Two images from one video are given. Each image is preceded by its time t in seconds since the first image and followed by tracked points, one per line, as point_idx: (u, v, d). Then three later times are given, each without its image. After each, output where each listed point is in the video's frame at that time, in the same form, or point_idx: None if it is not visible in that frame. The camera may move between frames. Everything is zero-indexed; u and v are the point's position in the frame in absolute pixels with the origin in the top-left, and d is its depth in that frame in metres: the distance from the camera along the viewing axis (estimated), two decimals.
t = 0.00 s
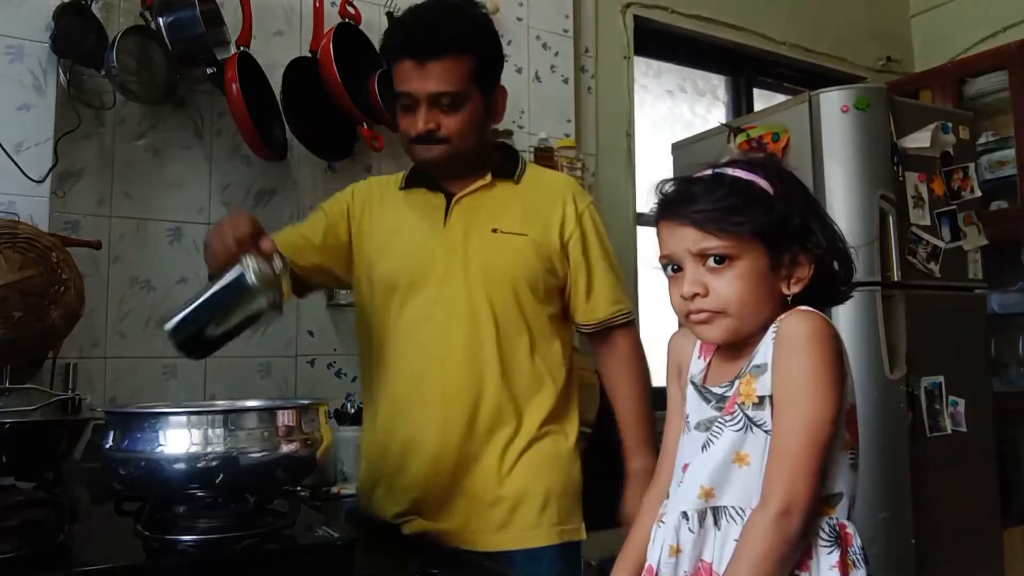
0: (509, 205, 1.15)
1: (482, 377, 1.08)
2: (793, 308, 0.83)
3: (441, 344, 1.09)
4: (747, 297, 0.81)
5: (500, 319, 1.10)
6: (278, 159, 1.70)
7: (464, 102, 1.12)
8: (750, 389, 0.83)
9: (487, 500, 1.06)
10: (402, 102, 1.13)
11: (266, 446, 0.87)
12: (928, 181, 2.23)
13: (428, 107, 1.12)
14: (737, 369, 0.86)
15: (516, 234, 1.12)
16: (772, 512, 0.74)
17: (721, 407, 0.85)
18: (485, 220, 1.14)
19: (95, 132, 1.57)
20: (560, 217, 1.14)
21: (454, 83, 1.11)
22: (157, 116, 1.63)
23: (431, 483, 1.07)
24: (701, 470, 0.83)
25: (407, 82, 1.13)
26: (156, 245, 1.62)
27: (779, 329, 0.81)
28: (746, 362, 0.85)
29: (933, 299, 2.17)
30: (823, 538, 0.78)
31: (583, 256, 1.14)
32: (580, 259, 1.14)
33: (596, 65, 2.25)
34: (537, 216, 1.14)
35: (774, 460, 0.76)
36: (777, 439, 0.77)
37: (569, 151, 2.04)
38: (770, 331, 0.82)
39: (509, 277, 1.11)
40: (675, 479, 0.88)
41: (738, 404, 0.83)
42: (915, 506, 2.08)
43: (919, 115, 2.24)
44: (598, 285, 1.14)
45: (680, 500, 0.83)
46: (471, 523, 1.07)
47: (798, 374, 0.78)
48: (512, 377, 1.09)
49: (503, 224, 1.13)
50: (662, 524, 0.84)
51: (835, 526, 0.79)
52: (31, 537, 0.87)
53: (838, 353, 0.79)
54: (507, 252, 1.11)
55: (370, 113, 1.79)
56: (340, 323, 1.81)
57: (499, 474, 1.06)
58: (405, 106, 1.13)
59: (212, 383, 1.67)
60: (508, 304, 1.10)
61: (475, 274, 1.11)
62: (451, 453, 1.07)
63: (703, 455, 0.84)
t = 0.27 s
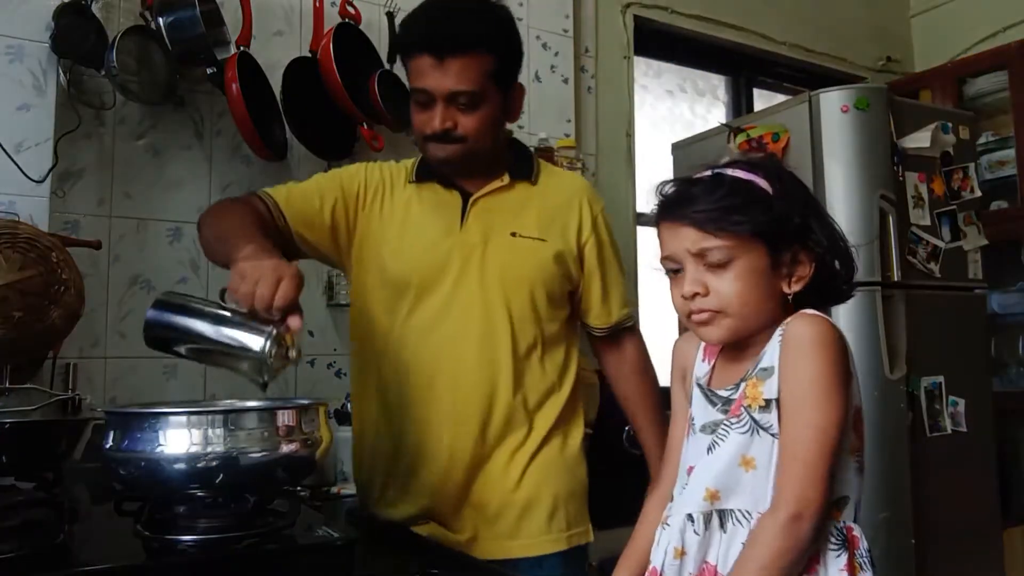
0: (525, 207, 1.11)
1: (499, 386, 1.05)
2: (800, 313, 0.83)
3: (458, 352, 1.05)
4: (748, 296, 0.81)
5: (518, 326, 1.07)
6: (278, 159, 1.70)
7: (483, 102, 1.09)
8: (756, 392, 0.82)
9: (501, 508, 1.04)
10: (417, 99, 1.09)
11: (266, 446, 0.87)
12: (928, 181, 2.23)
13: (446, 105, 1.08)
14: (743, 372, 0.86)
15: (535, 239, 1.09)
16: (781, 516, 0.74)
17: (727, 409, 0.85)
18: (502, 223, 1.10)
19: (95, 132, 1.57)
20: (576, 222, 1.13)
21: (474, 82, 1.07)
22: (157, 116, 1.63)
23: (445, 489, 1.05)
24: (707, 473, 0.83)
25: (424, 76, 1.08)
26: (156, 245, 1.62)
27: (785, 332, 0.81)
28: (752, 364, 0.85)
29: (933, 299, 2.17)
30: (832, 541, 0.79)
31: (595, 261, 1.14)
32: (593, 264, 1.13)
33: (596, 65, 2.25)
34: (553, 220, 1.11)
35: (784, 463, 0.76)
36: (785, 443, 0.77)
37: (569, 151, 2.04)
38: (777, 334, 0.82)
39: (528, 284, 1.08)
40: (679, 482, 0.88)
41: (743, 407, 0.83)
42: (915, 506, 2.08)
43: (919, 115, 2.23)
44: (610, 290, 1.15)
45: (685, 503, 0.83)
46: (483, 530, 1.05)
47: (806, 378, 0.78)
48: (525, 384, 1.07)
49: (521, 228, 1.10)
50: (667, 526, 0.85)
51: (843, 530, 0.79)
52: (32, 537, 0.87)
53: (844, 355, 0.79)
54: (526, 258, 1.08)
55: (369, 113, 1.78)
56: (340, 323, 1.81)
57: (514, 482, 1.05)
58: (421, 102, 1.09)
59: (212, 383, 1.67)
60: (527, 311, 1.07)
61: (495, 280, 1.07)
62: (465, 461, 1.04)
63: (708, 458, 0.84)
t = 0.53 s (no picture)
0: (545, 208, 1.09)
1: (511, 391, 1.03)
2: (806, 332, 0.85)
3: (469, 351, 1.03)
4: (729, 298, 0.85)
5: (531, 329, 1.04)
6: (278, 160, 1.70)
7: (510, 104, 1.05)
8: (757, 410, 0.85)
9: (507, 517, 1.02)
10: (442, 91, 1.05)
11: (266, 446, 0.87)
12: (928, 181, 2.23)
13: (471, 101, 1.04)
14: (743, 382, 0.89)
15: (554, 241, 1.07)
16: (811, 545, 0.75)
17: (729, 422, 0.88)
18: (520, 222, 1.07)
19: (95, 132, 1.57)
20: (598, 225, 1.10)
21: (501, 79, 1.04)
22: (158, 116, 1.63)
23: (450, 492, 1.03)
24: (709, 490, 0.86)
25: (452, 70, 1.04)
26: (156, 245, 1.62)
27: (792, 351, 0.84)
28: (753, 376, 0.88)
29: (933, 299, 2.17)
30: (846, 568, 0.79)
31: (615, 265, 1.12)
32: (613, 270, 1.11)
33: (596, 65, 2.25)
34: (573, 223, 1.09)
35: (801, 486, 0.78)
36: (801, 471, 0.79)
37: (569, 151, 2.04)
38: (784, 352, 0.85)
39: (544, 287, 1.05)
40: (681, 492, 0.92)
41: (746, 425, 0.86)
42: (915, 506, 2.08)
43: (919, 115, 2.23)
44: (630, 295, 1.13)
45: (687, 518, 0.87)
46: (486, 536, 1.03)
47: (818, 399, 0.79)
48: (538, 390, 1.04)
49: (540, 229, 1.07)
50: (668, 537, 0.89)
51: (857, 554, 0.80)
52: (32, 537, 0.87)
53: (853, 377, 0.81)
54: (543, 260, 1.05)
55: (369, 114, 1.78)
56: (340, 324, 1.81)
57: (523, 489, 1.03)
58: (446, 96, 1.05)
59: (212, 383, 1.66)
60: (541, 314, 1.05)
61: (509, 282, 1.04)
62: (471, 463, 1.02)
63: (713, 473, 0.87)
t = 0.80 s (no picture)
0: (553, 201, 1.07)
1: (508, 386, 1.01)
2: (788, 328, 0.86)
3: (467, 345, 1.03)
4: (705, 298, 0.86)
5: (531, 325, 1.03)
6: (278, 160, 1.70)
7: (519, 91, 1.04)
8: (742, 408, 0.85)
9: (501, 514, 1.01)
10: (453, 76, 1.05)
11: (266, 446, 0.87)
12: (928, 181, 2.23)
13: (481, 87, 1.03)
14: (727, 380, 0.89)
15: (559, 235, 1.05)
16: (826, 538, 0.75)
17: (714, 420, 0.88)
18: (526, 216, 1.06)
19: (95, 132, 1.57)
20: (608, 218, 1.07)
21: (512, 67, 1.02)
22: (158, 115, 1.63)
23: (447, 487, 1.02)
24: (698, 491, 0.86)
25: (461, 55, 1.03)
26: (156, 245, 1.62)
27: (773, 348, 0.85)
28: (736, 374, 0.88)
29: (933, 299, 2.17)
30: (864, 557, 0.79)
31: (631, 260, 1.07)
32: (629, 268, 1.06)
33: (596, 65, 2.25)
34: (581, 217, 1.06)
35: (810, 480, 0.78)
36: (805, 466, 0.78)
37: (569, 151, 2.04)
38: (765, 349, 0.86)
39: (545, 282, 1.04)
40: (670, 491, 0.92)
41: (730, 423, 0.86)
42: (915, 506, 2.08)
43: (919, 115, 2.23)
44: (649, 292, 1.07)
45: (678, 520, 0.87)
46: (484, 537, 1.01)
47: (808, 393, 0.80)
48: (540, 389, 1.03)
49: (546, 222, 1.06)
50: (663, 539, 0.89)
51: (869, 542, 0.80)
52: (32, 537, 0.87)
53: (835, 367, 0.82)
54: (546, 255, 1.04)
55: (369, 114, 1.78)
56: (340, 324, 1.81)
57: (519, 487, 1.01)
58: (457, 81, 1.04)
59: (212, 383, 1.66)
60: (542, 310, 1.03)
61: (509, 276, 1.03)
62: (468, 458, 1.02)
63: (702, 474, 0.87)
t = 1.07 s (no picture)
0: (540, 189, 1.03)
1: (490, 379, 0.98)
2: (762, 332, 0.80)
3: (450, 339, 1.02)
4: (671, 293, 0.82)
5: (512, 318, 1.00)
6: (279, 160, 1.70)
7: (508, 77, 1.01)
8: (715, 411, 0.80)
9: (482, 511, 0.97)
10: (445, 64, 1.03)
11: (266, 446, 0.87)
12: (928, 181, 2.23)
13: (469, 73, 1.01)
14: (701, 382, 0.84)
15: (541, 223, 1.01)
16: (840, 536, 0.68)
17: (688, 423, 0.83)
18: (511, 205, 1.03)
19: (95, 132, 1.57)
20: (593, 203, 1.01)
21: (502, 52, 1.00)
22: (157, 115, 1.63)
23: (434, 484, 1.01)
24: (672, 495, 0.82)
25: (450, 42, 1.01)
26: (156, 246, 1.62)
27: (746, 352, 0.79)
28: (709, 376, 0.83)
29: (933, 299, 2.17)
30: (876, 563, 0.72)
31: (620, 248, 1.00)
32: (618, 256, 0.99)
33: (596, 65, 2.25)
34: (566, 204, 1.02)
35: (816, 486, 0.70)
36: (805, 471, 0.71)
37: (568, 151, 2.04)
38: (738, 353, 0.80)
39: (526, 273, 1.00)
40: (647, 494, 0.87)
41: (703, 427, 0.81)
42: (916, 505, 2.08)
43: (919, 115, 2.23)
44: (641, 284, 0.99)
45: (652, 525, 0.83)
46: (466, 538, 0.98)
47: (788, 395, 0.73)
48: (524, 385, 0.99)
49: (529, 211, 1.02)
50: (638, 543, 0.84)
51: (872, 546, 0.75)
52: (32, 537, 0.87)
53: (810, 367, 0.76)
54: (527, 244, 1.00)
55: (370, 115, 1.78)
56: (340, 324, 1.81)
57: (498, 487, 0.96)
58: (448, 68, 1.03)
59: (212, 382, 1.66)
60: (523, 302, 1.00)
61: (489, 268, 1.01)
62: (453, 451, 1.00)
63: (674, 477, 0.82)
